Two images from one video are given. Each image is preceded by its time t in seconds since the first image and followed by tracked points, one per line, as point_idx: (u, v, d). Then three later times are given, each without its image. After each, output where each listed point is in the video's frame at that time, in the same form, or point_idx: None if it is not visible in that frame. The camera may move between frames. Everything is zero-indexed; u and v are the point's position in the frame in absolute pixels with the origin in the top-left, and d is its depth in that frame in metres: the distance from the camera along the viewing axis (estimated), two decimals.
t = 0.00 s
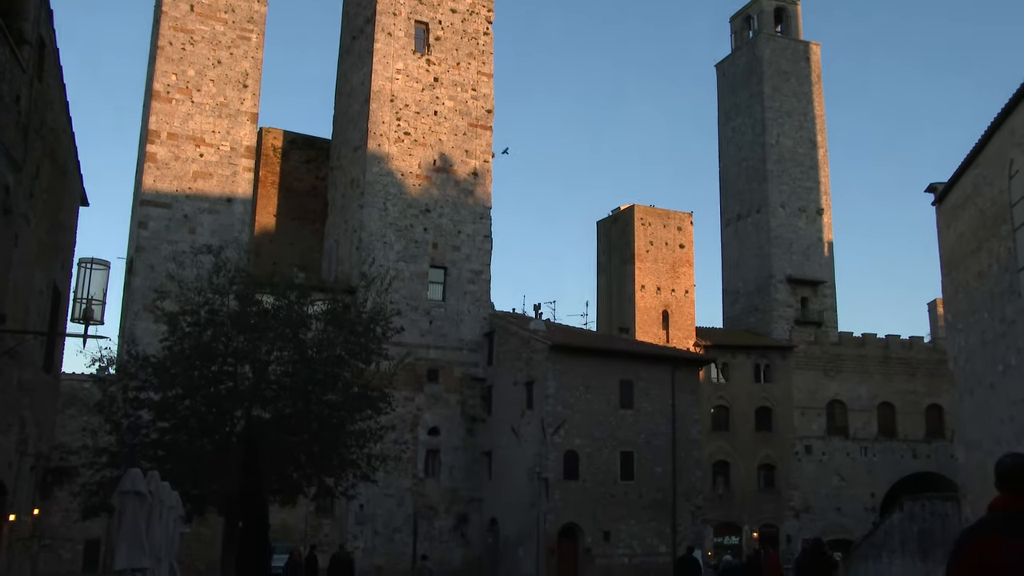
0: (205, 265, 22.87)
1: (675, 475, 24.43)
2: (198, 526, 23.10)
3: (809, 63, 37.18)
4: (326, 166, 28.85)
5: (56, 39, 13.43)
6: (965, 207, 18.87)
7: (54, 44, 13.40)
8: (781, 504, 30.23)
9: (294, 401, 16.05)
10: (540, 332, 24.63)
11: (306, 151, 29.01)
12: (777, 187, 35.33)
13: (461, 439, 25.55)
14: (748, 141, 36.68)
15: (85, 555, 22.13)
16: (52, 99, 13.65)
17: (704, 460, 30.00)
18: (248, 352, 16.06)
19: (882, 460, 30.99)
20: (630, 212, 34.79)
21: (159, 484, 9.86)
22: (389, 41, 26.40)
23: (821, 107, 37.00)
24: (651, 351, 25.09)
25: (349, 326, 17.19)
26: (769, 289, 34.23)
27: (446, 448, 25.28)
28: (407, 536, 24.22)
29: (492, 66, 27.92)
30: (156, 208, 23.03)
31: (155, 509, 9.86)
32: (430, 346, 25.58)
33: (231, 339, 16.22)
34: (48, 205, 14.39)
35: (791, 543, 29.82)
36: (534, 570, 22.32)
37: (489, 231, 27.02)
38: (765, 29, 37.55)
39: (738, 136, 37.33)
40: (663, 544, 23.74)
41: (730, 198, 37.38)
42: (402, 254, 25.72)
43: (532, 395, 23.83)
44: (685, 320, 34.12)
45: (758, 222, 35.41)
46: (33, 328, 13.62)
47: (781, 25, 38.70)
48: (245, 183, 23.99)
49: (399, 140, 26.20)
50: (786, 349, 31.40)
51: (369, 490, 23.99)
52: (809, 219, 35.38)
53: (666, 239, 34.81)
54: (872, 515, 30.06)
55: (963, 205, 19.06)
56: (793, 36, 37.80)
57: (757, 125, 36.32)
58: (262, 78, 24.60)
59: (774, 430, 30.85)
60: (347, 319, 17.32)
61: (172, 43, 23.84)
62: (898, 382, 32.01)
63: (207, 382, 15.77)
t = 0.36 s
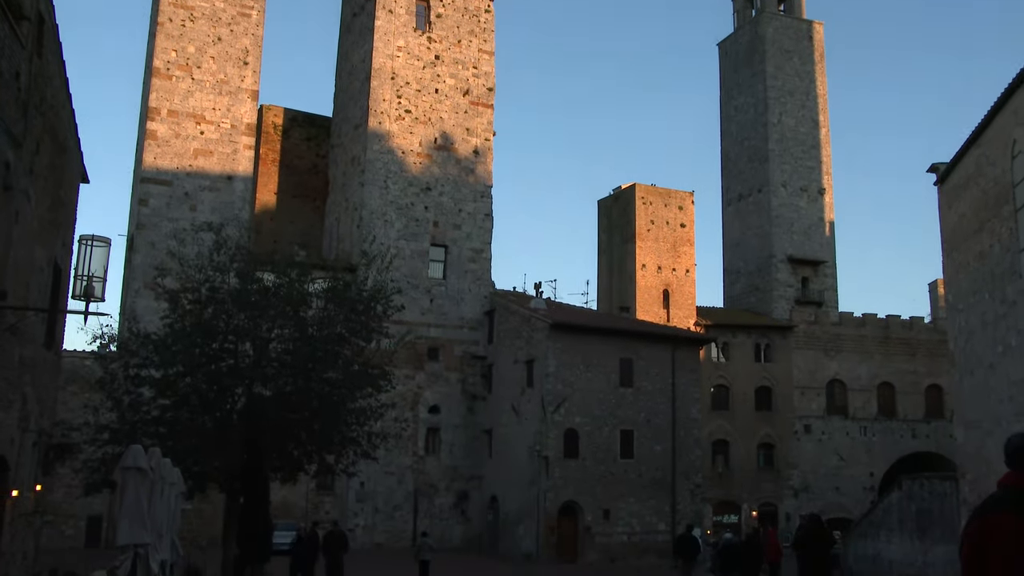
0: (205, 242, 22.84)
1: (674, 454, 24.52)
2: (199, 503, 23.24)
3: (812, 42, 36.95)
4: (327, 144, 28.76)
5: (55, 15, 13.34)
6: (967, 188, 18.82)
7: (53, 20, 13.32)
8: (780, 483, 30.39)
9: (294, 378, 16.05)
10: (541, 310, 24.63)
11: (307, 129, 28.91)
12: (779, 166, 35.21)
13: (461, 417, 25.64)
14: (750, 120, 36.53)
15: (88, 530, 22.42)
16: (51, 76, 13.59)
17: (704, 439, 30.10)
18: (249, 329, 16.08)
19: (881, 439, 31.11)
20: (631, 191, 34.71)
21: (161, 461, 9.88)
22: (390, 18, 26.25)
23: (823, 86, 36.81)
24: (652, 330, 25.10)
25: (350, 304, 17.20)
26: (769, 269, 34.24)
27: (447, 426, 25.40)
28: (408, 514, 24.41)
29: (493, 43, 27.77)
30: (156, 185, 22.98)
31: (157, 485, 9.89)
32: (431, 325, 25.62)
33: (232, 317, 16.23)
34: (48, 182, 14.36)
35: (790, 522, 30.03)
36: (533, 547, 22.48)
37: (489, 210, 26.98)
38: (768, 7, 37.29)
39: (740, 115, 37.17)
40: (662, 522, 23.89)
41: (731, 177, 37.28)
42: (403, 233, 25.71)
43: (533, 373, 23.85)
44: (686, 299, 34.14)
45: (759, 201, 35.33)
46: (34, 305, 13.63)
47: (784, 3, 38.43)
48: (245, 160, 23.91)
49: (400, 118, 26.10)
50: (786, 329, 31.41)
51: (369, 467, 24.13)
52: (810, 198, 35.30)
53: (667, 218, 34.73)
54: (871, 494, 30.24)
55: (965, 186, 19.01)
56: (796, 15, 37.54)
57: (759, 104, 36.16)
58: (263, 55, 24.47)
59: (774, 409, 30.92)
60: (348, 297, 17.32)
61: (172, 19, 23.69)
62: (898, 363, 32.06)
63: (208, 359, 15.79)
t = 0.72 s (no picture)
0: (207, 218, 22.82)
1: (676, 431, 24.60)
2: (202, 477, 23.42)
3: (817, 18, 36.64)
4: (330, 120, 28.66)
5: None
6: (972, 166, 18.74)
7: None
8: (781, 460, 30.52)
9: (297, 353, 16.06)
10: (543, 286, 24.62)
11: (310, 105, 28.80)
12: (782, 143, 35.05)
13: (463, 393, 25.74)
14: (754, 97, 36.33)
15: (92, 504, 22.60)
16: (52, 51, 13.54)
17: (705, 416, 30.17)
18: (251, 305, 16.12)
19: (882, 417, 31.19)
20: (634, 168, 34.60)
21: (165, 434, 9.92)
22: None
23: (828, 63, 36.54)
24: (654, 306, 25.07)
25: (352, 280, 17.21)
26: (772, 247, 34.20)
27: (449, 402, 25.52)
28: (410, 489, 24.59)
29: (496, 19, 27.61)
30: (158, 160, 22.93)
31: (160, 459, 9.94)
32: (433, 301, 25.66)
33: (235, 293, 16.26)
34: (50, 157, 14.34)
35: (791, 499, 30.21)
36: (535, 522, 22.63)
37: (492, 186, 26.94)
38: None
39: (744, 92, 36.96)
40: (663, 498, 24.03)
41: (735, 154, 37.12)
42: (406, 209, 25.69)
43: (534, 349, 23.88)
44: (688, 276, 34.12)
45: (762, 179, 35.21)
46: (38, 280, 13.65)
47: None
48: (247, 136, 23.83)
49: (403, 93, 25.99)
50: (788, 307, 31.38)
51: (372, 443, 24.28)
52: (814, 175, 35.17)
53: (670, 195, 34.64)
54: (871, 472, 30.38)
55: (970, 164, 18.92)
56: None
57: (763, 81, 35.95)
58: (265, 30, 24.34)
59: (775, 386, 30.97)
60: (350, 273, 17.33)
61: None
62: (900, 341, 32.07)
63: (211, 334, 15.85)
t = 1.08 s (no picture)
0: (211, 197, 22.81)
1: (679, 409, 24.65)
2: (208, 456, 23.56)
3: None
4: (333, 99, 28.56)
5: None
6: (977, 144, 18.66)
7: None
8: (784, 439, 30.61)
9: (301, 332, 16.08)
10: (547, 265, 24.61)
11: (313, 84, 28.69)
12: (787, 122, 34.87)
13: (467, 372, 25.81)
14: (759, 75, 36.12)
15: (99, 483, 22.75)
16: (54, 30, 13.50)
17: (709, 395, 30.24)
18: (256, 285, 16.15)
19: (886, 396, 31.23)
20: (638, 147, 34.49)
21: (170, 413, 9.98)
22: None
23: (833, 40, 36.29)
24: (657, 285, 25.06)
25: (356, 260, 17.21)
26: (777, 226, 34.14)
27: (453, 381, 25.60)
28: (415, 468, 24.72)
29: None
30: (162, 140, 22.89)
31: (167, 438, 10.00)
32: (437, 280, 25.68)
33: (239, 273, 16.28)
34: (53, 137, 14.32)
35: (794, 477, 30.34)
36: (540, 501, 22.73)
37: (496, 165, 26.88)
38: None
39: (748, 70, 36.75)
40: (667, 476, 24.11)
41: (739, 132, 36.96)
42: (409, 188, 25.65)
43: (538, 328, 23.89)
44: (692, 255, 34.08)
45: (766, 157, 35.08)
46: (42, 260, 13.66)
47: None
48: (251, 115, 23.77)
49: (406, 72, 25.91)
50: (792, 286, 31.35)
51: (376, 422, 24.40)
52: (818, 154, 35.03)
53: (674, 174, 34.53)
54: (875, 450, 30.45)
55: (975, 141, 18.84)
56: None
57: (767, 59, 35.75)
58: (267, 8, 24.24)
59: (779, 365, 31.00)
60: (354, 253, 17.33)
61: None
62: (904, 320, 32.05)
63: (215, 314, 15.89)
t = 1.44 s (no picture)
0: (211, 176, 22.76)
1: (680, 387, 24.70)
2: (210, 435, 23.65)
3: None
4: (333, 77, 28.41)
5: None
6: (979, 121, 18.59)
7: None
8: (785, 416, 30.70)
9: (302, 311, 16.11)
10: (548, 244, 24.58)
11: (312, 62, 28.52)
12: (788, 99, 34.69)
13: (468, 350, 25.84)
14: (760, 52, 35.90)
15: (102, 461, 22.85)
16: (51, 7, 13.42)
17: (709, 373, 30.29)
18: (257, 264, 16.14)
19: (886, 373, 31.29)
20: (638, 124, 34.36)
21: (172, 392, 9.99)
22: None
23: (835, 17, 36.04)
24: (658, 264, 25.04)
25: (357, 239, 17.18)
26: (778, 203, 34.08)
27: (454, 359, 25.65)
28: (416, 446, 24.82)
29: None
30: (161, 119, 22.80)
31: (169, 416, 10.03)
32: (437, 259, 25.67)
33: (240, 252, 16.26)
34: (52, 116, 14.28)
35: (795, 455, 30.47)
36: (541, 478, 22.84)
37: (496, 143, 26.81)
38: None
39: (750, 47, 36.52)
40: (668, 454, 24.20)
41: (740, 110, 36.80)
42: (409, 166, 25.58)
43: (539, 306, 23.89)
44: (693, 233, 34.03)
45: (768, 135, 34.93)
46: (42, 239, 13.65)
47: None
48: (250, 94, 23.66)
49: (406, 50, 25.81)
50: (793, 264, 31.32)
51: (378, 400, 24.48)
52: (820, 132, 34.89)
53: (675, 152, 34.41)
54: (875, 427, 30.54)
55: (977, 119, 18.75)
56: None
57: (769, 36, 35.50)
58: None
59: (779, 343, 31.02)
60: (354, 231, 17.31)
61: None
62: (905, 298, 32.04)
63: (217, 293, 15.89)
